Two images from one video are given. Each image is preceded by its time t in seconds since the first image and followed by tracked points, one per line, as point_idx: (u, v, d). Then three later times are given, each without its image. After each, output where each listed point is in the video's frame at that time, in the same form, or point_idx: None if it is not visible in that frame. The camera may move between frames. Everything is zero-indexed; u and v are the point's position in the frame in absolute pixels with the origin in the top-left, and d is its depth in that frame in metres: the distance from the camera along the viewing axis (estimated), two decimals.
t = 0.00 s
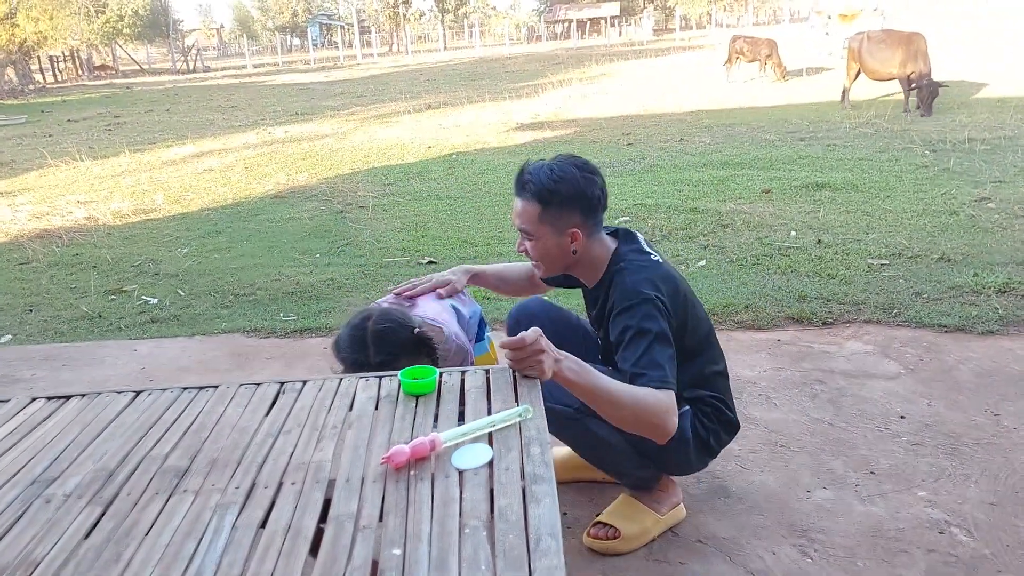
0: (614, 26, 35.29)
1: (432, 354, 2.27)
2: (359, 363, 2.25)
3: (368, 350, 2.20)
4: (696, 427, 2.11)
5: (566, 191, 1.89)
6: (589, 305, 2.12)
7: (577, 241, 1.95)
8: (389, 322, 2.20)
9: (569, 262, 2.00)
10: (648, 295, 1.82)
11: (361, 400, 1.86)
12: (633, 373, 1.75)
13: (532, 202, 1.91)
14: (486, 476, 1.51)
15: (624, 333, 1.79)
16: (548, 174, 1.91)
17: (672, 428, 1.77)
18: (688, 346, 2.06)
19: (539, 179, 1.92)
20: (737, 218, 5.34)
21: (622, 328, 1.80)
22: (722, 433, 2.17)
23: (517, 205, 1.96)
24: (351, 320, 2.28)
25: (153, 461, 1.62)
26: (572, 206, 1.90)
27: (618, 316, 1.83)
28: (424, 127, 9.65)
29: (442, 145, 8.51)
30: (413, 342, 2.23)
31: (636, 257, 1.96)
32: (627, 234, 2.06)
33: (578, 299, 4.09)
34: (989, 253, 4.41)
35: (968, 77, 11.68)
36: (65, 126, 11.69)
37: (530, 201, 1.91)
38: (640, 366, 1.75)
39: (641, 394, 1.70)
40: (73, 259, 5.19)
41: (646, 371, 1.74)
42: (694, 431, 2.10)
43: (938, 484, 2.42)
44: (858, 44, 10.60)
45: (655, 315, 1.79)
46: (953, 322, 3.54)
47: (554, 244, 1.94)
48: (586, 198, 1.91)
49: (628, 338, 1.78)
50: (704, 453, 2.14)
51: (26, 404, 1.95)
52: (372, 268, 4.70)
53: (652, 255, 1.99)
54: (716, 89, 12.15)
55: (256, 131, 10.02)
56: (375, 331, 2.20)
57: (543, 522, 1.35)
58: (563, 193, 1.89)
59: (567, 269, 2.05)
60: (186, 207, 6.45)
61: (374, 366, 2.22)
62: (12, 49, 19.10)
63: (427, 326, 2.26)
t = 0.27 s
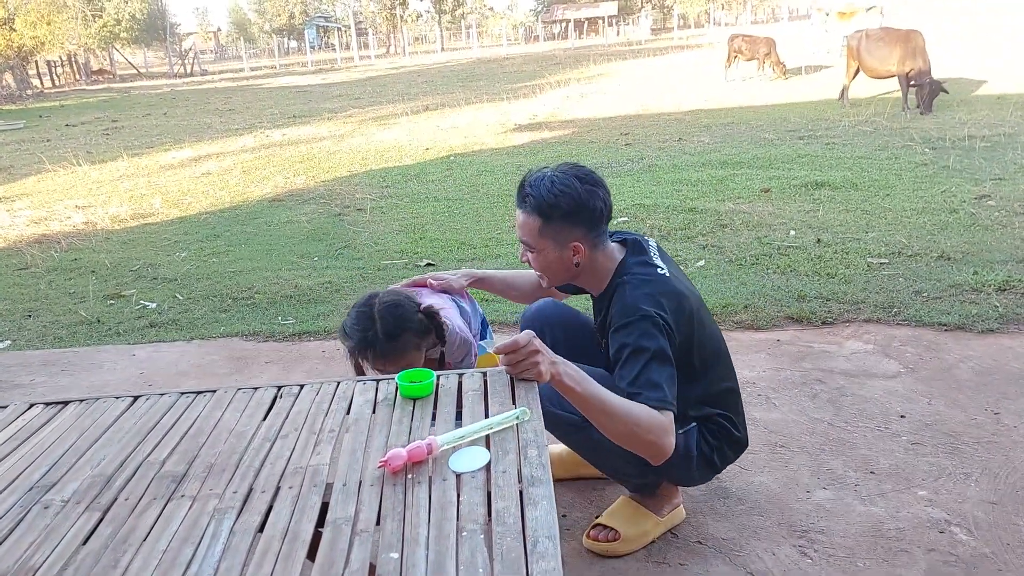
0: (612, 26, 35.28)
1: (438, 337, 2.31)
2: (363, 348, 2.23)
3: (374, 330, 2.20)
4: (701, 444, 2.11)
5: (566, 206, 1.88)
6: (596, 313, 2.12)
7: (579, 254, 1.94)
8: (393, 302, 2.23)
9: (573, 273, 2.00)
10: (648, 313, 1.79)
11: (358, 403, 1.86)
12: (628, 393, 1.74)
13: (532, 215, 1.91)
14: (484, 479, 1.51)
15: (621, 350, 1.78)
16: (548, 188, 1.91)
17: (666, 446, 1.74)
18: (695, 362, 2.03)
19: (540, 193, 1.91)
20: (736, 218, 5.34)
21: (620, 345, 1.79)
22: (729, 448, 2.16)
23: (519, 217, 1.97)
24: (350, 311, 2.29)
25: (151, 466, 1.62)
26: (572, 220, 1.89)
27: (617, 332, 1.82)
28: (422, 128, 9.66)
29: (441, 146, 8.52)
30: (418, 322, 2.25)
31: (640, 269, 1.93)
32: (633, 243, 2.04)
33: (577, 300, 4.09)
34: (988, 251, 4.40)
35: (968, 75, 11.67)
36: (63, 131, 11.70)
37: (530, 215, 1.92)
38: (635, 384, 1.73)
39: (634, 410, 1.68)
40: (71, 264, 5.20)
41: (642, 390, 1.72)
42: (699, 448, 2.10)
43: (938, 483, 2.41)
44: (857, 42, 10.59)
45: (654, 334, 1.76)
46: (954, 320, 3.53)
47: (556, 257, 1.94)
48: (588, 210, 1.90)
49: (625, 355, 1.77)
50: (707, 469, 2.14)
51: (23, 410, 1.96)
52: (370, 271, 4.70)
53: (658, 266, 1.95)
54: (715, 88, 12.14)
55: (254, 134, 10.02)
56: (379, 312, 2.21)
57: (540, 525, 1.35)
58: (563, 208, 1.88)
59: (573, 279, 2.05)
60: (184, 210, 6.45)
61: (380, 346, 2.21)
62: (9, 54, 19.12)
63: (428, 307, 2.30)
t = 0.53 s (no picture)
0: (608, 27, 35.32)
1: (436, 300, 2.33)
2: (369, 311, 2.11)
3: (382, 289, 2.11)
4: (700, 448, 2.11)
5: (573, 221, 1.87)
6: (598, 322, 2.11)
7: (584, 267, 1.94)
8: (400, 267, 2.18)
9: (576, 284, 2.00)
10: (650, 328, 1.77)
11: (357, 407, 1.85)
12: (624, 408, 1.73)
13: (540, 227, 1.90)
14: (483, 482, 1.51)
15: (621, 364, 1.76)
16: (556, 202, 1.89)
17: (655, 466, 1.73)
18: (695, 370, 2.02)
19: (549, 206, 1.90)
20: (734, 217, 5.35)
21: (621, 359, 1.77)
22: (728, 452, 2.16)
23: (525, 226, 1.95)
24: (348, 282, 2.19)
25: (150, 471, 1.62)
26: (579, 235, 1.88)
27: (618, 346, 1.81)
28: (419, 131, 9.66)
29: (438, 148, 8.52)
30: (423, 286, 2.20)
31: (644, 282, 1.91)
32: (638, 254, 2.03)
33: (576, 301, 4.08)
34: (986, 248, 4.41)
35: (964, 73, 11.69)
36: (60, 136, 11.70)
37: (537, 227, 1.91)
38: (631, 400, 1.72)
39: (626, 424, 1.67)
40: (68, 269, 5.20)
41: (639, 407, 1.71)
42: (697, 452, 2.11)
43: (938, 481, 2.41)
44: (853, 41, 10.61)
45: (655, 350, 1.74)
46: (952, 318, 3.53)
47: (560, 269, 1.94)
48: (597, 227, 1.88)
49: (624, 370, 1.75)
50: (706, 473, 2.14)
51: (22, 417, 1.95)
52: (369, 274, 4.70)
53: (662, 278, 1.93)
54: (711, 88, 12.16)
55: (251, 138, 10.02)
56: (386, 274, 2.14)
57: (540, 527, 1.35)
58: (572, 222, 1.87)
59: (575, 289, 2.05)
60: (181, 215, 6.45)
61: (390, 305, 2.10)
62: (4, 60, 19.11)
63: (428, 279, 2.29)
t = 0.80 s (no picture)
0: (607, 28, 35.34)
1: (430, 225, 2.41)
2: (380, 205, 2.18)
3: (393, 187, 2.20)
4: (701, 445, 2.11)
5: (581, 227, 1.86)
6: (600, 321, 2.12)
7: (587, 272, 1.94)
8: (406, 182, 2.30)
9: (578, 286, 2.01)
10: (655, 331, 1.78)
11: (357, 409, 1.86)
12: (625, 409, 1.75)
13: (548, 230, 1.90)
14: (485, 483, 1.51)
15: (625, 366, 1.78)
16: (568, 205, 1.88)
17: (654, 469, 1.73)
18: (698, 370, 2.03)
19: (559, 208, 1.89)
20: (734, 218, 5.35)
21: (625, 361, 1.78)
22: (728, 449, 2.15)
23: (533, 224, 1.95)
24: (352, 197, 2.24)
25: (151, 475, 1.62)
26: (586, 241, 1.87)
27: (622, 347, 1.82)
28: (419, 133, 9.67)
29: (437, 150, 8.52)
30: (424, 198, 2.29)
31: (649, 285, 1.92)
32: (643, 257, 2.02)
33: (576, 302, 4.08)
34: (986, 247, 4.41)
35: (962, 72, 11.70)
36: (59, 140, 11.70)
37: (545, 227, 1.91)
38: (633, 402, 1.73)
39: (627, 427, 1.68)
40: (68, 274, 5.19)
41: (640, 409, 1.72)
42: (698, 450, 2.11)
43: (939, 479, 2.41)
44: (851, 41, 10.62)
45: (659, 352, 1.75)
46: (952, 317, 3.54)
47: (563, 271, 1.94)
48: (605, 235, 1.87)
49: (628, 371, 1.77)
50: (707, 470, 2.15)
51: (22, 422, 1.95)
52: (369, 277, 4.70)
53: (666, 280, 1.94)
54: (710, 88, 12.16)
55: (250, 141, 10.03)
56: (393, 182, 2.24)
57: (542, 528, 1.35)
58: (580, 229, 1.86)
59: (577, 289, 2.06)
60: (181, 219, 6.45)
61: (401, 200, 2.18)
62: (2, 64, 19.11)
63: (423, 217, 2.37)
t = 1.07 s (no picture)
0: (607, 29, 35.35)
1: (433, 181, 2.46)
2: (385, 150, 2.26)
3: (399, 137, 2.30)
4: (702, 443, 2.12)
5: (597, 218, 1.85)
6: (601, 315, 2.13)
7: (591, 263, 1.94)
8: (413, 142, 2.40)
9: (581, 276, 2.00)
10: (660, 326, 1.79)
11: (360, 410, 1.86)
12: (630, 404, 1.75)
13: (564, 213, 1.90)
14: (488, 483, 1.51)
15: (630, 360, 1.79)
16: (588, 193, 1.87)
17: (659, 464, 1.74)
18: (700, 367, 2.04)
19: (579, 195, 1.88)
20: (735, 218, 5.35)
21: (630, 355, 1.79)
22: (728, 447, 2.16)
23: (551, 206, 1.95)
24: (362, 146, 2.33)
25: (155, 476, 1.63)
26: (598, 232, 1.87)
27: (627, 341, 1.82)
28: (419, 135, 9.68)
29: (438, 152, 8.54)
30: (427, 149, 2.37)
31: (655, 282, 1.93)
32: (649, 256, 2.03)
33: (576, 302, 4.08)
34: (987, 247, 4.41)
35: (963, 72, 11.70)
36: (61, 143, 11.72)
37: (560, 211, 1.90)
38: (638, 397, 1.74)
39: (631, 422, 1.68)
40: (69, 276, 5.20)
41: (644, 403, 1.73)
42: (700, 448, 2.11)
43: (942, 479, 2.41)
44: (852, 41, 10.62)
45: (664, 347, 1.76)
46: (954, 317, 3.53)
47: (571, 259, 1.94)
48: (620, 230, 1.86)
49: (633, 366, 1.77)
50: (709, 468, 2.15)
51: (25, 423, 1.95)
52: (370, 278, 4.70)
53: (670, 277, 1.95)
54: (711, 89, 12.17)
55: (251, 143, 10.04)
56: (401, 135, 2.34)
57: (546, 528, 1.35)
58: (594, 219, 1.85)
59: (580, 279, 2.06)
60: (182, 221, 6.46)
61: (406, 146, 2.27)
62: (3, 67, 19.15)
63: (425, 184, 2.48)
